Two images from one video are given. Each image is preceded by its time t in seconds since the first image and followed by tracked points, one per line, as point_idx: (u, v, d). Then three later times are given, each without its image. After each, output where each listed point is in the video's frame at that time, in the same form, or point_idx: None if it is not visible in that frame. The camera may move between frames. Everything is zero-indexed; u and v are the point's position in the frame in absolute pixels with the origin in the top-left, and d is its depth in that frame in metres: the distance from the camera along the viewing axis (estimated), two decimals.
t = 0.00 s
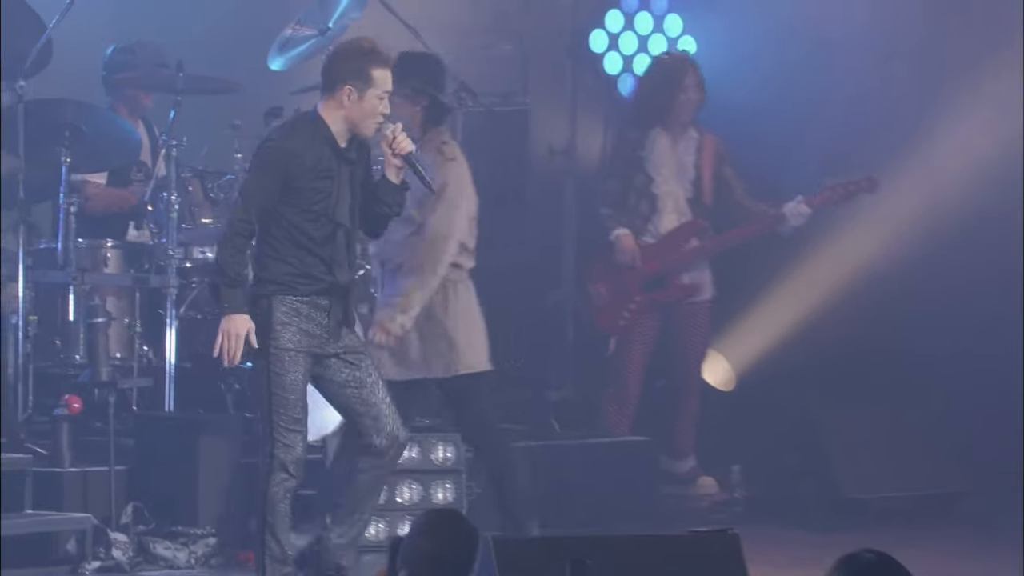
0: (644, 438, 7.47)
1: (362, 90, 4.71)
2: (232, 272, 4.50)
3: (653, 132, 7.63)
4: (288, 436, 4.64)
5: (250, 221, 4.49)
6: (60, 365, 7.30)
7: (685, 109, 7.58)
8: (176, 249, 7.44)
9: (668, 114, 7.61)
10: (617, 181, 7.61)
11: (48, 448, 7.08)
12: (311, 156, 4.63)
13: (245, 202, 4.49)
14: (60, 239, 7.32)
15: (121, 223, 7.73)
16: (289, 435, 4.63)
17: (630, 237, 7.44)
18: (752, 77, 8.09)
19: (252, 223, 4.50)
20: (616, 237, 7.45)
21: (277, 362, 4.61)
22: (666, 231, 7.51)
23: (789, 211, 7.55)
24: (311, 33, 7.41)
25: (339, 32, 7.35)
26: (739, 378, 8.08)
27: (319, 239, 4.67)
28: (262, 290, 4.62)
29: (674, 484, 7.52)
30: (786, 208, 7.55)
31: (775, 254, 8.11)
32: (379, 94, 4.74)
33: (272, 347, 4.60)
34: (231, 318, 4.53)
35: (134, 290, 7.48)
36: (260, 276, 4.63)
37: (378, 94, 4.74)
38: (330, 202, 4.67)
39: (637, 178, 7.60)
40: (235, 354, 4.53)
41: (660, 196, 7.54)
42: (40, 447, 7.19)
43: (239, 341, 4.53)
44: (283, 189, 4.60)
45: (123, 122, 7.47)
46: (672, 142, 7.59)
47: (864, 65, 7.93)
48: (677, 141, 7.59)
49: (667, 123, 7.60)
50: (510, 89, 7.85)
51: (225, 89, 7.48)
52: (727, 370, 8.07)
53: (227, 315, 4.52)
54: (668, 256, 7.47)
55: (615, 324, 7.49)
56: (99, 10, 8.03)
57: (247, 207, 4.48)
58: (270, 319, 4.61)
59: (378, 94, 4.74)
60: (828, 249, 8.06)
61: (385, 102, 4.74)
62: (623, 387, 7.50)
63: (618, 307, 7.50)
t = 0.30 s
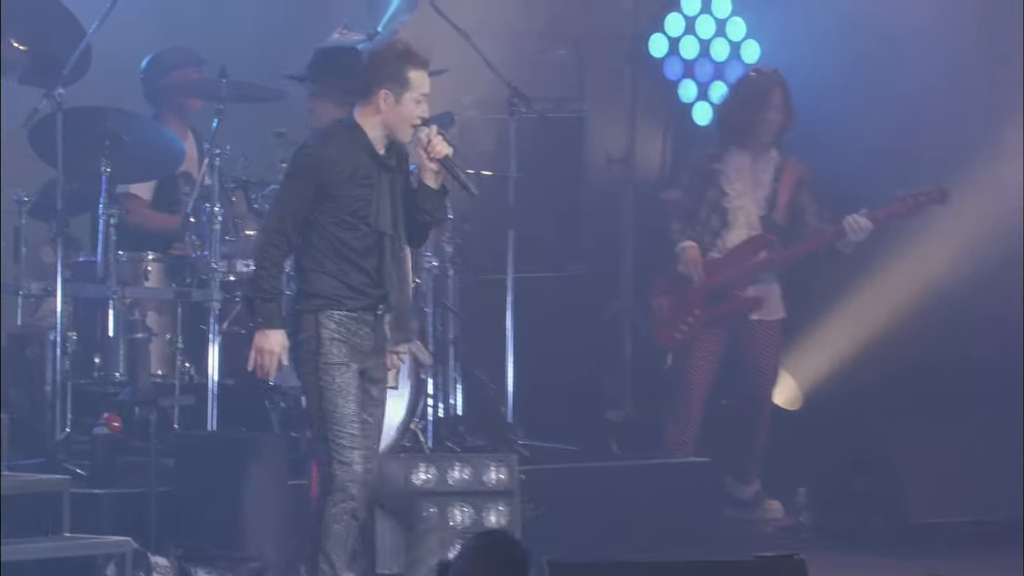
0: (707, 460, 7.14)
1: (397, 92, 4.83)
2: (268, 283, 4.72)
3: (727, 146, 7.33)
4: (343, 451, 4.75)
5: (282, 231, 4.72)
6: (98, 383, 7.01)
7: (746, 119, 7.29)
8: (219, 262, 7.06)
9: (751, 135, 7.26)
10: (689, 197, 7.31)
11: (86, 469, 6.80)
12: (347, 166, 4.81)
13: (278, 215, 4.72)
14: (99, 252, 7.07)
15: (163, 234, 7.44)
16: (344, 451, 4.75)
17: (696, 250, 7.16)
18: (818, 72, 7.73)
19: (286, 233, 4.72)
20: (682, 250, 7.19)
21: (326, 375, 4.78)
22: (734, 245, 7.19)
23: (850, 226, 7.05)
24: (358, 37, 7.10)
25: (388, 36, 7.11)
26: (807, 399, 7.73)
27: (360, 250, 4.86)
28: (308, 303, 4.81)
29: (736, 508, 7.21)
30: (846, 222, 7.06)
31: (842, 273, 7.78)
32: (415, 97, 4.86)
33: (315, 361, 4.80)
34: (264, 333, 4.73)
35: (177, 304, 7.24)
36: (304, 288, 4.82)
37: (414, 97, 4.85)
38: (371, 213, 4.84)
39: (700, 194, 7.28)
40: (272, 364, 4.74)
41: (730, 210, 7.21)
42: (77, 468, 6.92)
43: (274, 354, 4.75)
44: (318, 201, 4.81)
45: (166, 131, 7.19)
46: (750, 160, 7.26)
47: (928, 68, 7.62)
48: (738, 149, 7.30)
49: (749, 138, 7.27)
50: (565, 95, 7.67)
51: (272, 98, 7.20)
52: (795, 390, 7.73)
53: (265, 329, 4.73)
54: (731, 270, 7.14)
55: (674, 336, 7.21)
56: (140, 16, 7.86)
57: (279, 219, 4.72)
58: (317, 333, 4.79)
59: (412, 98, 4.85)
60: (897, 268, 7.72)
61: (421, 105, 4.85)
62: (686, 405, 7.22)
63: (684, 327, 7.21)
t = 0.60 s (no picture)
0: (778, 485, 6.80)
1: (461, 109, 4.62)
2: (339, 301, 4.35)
3: (808, 173, 6.89)
4: (412, 468, 4.45)
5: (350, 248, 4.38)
6: (142, 405, 6.75)
7: (818, 126, 6.95)
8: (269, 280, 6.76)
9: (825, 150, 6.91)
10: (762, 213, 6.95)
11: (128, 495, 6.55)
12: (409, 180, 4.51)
13: (344, 231, 4.39)
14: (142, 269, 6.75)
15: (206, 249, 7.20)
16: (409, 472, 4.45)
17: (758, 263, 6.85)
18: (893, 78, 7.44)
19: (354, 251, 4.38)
20: (745, 263, 6.85)
21: (385, 395, 4.46)
22: (803, 261, 6.76)
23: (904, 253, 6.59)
24: (415, 45, 6.85)
25: (444, 45, 6.82)
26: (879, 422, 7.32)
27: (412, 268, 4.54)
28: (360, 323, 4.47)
29: (807, 537, 6.88)
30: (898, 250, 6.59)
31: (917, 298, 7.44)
32: (476, 113, 4.66)
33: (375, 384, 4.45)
34: (346, 355, 4.35)
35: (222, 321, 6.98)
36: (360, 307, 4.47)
37: (476, 114, 4.65)
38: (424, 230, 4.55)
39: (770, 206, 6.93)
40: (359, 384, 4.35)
41: (806, 225, 6.78)
42: (120, 493, 6.70)
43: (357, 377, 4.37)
44: (376, 216, 4.47)
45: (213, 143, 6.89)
46: (829, 177, 6.87)
47: (1011, 56, 7.20)
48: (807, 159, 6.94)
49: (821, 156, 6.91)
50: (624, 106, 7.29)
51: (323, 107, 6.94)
52: (867, 412, 7.30)
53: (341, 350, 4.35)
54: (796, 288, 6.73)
55: (736, 353, 6.89)
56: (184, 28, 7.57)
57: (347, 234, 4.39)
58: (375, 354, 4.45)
59: (474, 114, 4.65)
60: (970, 289, 7.25)
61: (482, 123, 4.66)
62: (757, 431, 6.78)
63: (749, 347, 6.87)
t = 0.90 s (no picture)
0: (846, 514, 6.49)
1: (534, 136, 4.04)
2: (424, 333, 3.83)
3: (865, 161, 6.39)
4: (455, 507, 3.95)
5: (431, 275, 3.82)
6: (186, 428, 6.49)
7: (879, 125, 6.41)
8: (317, 296, 6.53)
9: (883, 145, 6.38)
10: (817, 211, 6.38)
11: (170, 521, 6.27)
12: (476, 202, 3.96)
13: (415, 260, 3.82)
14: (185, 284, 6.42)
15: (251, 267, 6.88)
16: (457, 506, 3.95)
17: (819, 278, 6.28)
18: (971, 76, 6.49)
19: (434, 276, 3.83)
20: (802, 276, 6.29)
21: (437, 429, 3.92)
22: (862, 272, 6.26)
23: (975, 271, 6.11)
24: (469, 52, 6.58)
25: (498, 53, 6.55)
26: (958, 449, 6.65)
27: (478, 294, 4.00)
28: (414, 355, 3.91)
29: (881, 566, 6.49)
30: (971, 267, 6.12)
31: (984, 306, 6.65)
32: (549, 135, 4.06)
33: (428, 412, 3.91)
34: (453, 382, 3.84)
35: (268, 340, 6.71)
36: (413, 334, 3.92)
37: (548, 137, 4.05)
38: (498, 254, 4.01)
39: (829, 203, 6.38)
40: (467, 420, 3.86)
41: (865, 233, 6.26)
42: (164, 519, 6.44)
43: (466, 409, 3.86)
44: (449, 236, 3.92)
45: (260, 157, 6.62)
46: (890, 178, 6.36)
47: None
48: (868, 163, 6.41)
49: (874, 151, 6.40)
50: (688, 116, 7.06)
51: (371, 117, 6.70)
52: (946, 438, 6.65)
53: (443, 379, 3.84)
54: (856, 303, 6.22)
55: (796, 377, 6.36)
56: (232, 38, 7.43)
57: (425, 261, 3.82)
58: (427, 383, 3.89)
59: (547, 138, 4.06)
60: None
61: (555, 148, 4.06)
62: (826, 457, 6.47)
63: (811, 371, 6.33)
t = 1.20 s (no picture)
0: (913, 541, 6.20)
1: (605, 165, 3.76)
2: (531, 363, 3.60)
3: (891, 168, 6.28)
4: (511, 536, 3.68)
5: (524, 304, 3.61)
6: (225, 452, 6.25)
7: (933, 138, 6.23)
8: (361, 312, 6.22)
9: (907, 151, 6.26)
10: (848, 227, 6.26)
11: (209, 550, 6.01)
12: (557, 221, 3.72)
13: (502, 287, 3.60)
14: (225, 301, 6.18)
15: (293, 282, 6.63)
16: (512, 534, 3.68)
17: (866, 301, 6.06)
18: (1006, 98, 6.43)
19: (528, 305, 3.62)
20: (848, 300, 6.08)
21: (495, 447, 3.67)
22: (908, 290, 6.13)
23: None
24: (519, 61, 6.31)
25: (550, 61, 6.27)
26: None
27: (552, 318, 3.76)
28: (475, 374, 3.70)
29: None
30: None
31: None
32: (623, 164, 3.78)
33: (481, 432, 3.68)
34: (581, 405, 3.61)
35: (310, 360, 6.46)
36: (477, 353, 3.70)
37: (620, 165, 3.77)
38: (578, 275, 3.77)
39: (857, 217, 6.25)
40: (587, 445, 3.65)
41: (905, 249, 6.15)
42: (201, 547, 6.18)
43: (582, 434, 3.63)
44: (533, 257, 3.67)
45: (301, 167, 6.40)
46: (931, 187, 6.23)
47: None
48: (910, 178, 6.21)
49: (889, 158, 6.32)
50: (748, 126, 6.80)
51: (420, 129, 6.44)
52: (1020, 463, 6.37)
53: (572, 403, 3.60)
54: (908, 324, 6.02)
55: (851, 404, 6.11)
56: (276, 45, 7.20)
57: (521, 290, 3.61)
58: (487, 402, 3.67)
59: (619, 167, 3.78)
60: None
61: (627, 179, 3.79)
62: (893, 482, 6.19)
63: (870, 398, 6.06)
